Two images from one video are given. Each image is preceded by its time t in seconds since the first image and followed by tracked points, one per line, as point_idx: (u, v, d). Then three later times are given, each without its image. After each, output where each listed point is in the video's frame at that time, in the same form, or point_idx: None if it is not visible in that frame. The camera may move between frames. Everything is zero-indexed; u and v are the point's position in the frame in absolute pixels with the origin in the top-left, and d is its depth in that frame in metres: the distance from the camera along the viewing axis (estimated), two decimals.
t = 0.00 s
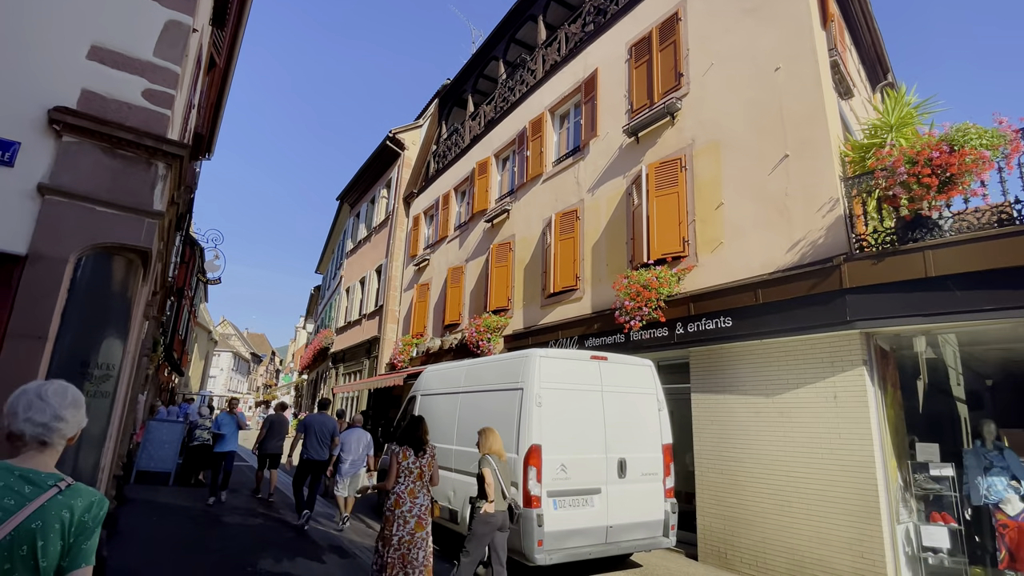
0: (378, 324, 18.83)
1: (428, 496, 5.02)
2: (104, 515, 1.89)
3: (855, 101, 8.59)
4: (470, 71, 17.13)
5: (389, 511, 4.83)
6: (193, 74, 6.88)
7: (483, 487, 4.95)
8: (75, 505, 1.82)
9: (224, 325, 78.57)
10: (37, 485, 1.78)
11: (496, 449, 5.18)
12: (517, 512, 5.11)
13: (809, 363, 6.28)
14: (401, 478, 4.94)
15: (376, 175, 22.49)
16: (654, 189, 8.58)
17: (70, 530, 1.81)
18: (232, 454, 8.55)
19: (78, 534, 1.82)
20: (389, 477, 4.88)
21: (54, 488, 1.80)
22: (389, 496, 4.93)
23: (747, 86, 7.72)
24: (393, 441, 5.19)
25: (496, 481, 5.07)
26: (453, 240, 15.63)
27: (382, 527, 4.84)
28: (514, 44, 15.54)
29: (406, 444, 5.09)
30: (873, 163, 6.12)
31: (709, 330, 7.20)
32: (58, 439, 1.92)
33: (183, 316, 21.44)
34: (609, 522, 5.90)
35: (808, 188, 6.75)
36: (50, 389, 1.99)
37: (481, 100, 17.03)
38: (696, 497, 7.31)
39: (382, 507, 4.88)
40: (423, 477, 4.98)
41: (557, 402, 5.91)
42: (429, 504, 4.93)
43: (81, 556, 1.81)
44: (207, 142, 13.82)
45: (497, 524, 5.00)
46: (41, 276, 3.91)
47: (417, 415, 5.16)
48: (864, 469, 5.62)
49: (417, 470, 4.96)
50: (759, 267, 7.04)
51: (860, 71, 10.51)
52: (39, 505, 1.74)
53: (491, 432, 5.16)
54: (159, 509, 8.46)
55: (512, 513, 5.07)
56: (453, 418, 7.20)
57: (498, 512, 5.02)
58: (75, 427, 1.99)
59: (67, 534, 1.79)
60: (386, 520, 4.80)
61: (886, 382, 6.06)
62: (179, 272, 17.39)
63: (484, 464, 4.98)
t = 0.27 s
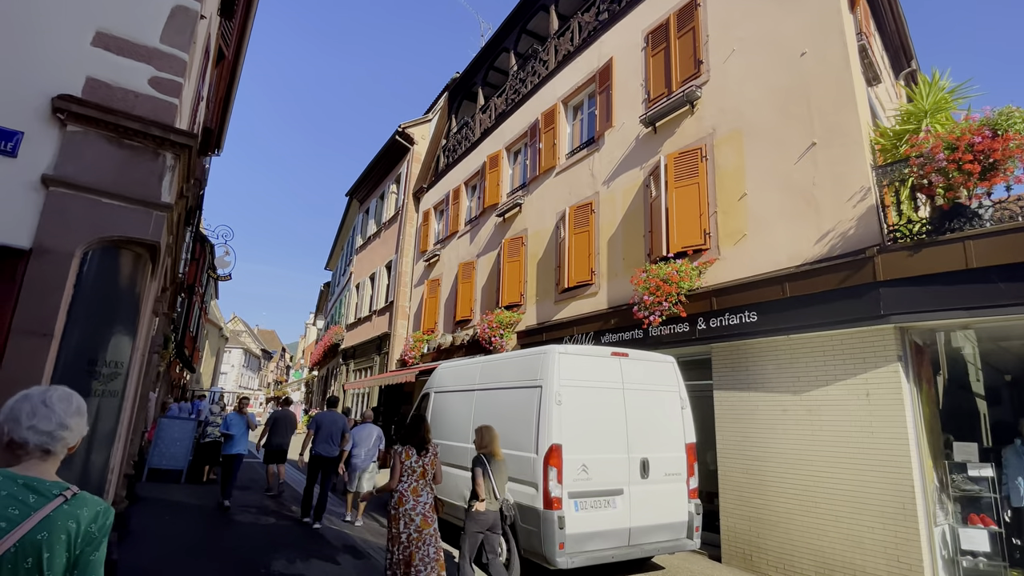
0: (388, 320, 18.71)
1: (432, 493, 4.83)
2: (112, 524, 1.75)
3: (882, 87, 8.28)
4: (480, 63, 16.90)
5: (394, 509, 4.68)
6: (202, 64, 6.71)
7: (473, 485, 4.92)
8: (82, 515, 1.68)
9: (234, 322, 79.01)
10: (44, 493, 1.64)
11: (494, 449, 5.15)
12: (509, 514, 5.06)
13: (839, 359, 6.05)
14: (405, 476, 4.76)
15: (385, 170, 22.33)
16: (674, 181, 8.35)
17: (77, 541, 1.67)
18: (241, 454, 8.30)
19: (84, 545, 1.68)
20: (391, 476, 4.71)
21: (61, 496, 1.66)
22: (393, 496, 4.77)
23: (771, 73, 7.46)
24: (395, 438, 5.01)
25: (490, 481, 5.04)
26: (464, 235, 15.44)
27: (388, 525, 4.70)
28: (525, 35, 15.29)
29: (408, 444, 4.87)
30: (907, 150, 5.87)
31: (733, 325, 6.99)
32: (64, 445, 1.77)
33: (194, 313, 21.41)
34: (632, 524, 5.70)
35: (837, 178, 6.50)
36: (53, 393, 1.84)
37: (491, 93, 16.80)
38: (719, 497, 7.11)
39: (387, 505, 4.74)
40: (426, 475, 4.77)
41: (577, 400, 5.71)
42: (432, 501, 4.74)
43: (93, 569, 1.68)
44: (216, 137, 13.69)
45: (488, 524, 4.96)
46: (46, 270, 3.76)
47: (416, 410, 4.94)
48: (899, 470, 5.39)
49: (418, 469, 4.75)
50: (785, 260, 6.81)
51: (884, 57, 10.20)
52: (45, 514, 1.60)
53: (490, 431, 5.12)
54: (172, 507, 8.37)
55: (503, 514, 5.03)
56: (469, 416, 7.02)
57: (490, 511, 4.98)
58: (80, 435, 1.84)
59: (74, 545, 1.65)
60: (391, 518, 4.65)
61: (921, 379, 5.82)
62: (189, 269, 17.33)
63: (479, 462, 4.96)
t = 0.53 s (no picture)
0: (405, 309, 18.62)
1: (440, 475, 5.02)
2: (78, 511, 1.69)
3: (919, 60, 7.89)
4: (495, 48, 16.60)
5: (403, 489, 4.86)
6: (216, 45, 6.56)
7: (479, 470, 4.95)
8: (45, 503, 1.63)
9: (253, 314, 79.89)
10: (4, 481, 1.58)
11: (499, 436, 5.05)
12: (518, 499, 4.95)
13: (880, 344, 5.75)
14: (413, 457, 4.95)
15: (400, 159, 22.16)
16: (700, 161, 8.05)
17: (41, 530, 1.63)
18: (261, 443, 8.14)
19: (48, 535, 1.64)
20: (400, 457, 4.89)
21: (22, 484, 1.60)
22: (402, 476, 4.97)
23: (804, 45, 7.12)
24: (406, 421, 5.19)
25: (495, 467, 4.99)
26: (480, 223, 15.21)
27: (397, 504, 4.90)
28: (542, 18, 14.94)
29: (417, 426, 5.07)
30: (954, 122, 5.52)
31: (765, 309, 6.72)
32: (28, 431, 1.69)
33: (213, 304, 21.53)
34: (661, 515, 5.49)
35: (876, 153, 6.16)
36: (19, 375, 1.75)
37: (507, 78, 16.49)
38: (750, 488, 6.86)
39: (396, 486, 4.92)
40: (434, 457, 4.96)
41: (603, 387, 5.48)
42: (440, 484, 4.93)
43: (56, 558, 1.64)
44: (232, 126, 13.59)
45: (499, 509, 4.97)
46: (57, 252, 3.64)
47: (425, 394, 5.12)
48: (947, 459, 5.10)
49: (428, 450, 4.93)
50: (820, 241, 6.50)
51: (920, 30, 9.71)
52: (4, 503, 1.54)
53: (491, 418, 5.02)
54: (193, 496, 8.34)
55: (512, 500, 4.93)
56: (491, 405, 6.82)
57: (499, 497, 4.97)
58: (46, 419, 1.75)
59: (35, 535, 1.61)
60: (400, 498, 4.84)
61: (969, 364, 5.50)
62: (207, 260, 17.37)
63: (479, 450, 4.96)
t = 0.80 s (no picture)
0: (422, 300, 18.43)
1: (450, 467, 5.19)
2: None
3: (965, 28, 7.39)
4: (511, 31, 16.19)
5: (413, 481, 5.02)
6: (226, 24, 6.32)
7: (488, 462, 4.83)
8: None
9: (272, 307, 80.74)
10: None
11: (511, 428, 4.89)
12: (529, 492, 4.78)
13: (931, 330, 5.36)
14: (424, 450, 5.11)
15: (416, 148, 21.89)
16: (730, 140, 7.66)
17: None
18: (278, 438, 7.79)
19: None
20: (412, 449, 5.05)
21: None
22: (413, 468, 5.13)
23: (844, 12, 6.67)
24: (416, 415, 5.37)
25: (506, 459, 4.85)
26: (497, 211, 14.89)
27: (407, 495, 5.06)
28: None
29: (427, 419, 5.20)
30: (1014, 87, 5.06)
31: (802, 295, 6.36)
32: None
33: (232, 296, 21.61)
34: (694, 512, 5.20)
35: (925, 125, 5.72)
36: None
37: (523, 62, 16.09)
38: (786, 482, 6.52)
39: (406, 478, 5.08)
40: (445, 450, 5.13)
41: (633, 377, 5.16)
42: (450, 475, 5.11)
43: None
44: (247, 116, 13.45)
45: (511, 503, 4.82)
46: (57, 236, 3.44)
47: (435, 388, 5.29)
48: (1009, 454, 4.71)
49: (439, 444, 5.10)
50: (863, 221, 6.10)
51: None
52: None
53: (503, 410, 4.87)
54: (212, 488, 8.26)
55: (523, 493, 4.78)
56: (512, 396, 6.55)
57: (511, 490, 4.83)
58: None
59: None
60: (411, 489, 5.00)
61: None
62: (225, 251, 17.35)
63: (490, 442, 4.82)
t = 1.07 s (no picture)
0: (444, 292, 18.25)
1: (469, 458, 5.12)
2: None
3: None
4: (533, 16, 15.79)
5: (431, 471, 5.02)
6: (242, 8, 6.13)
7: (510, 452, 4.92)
8: None
9: (297, 301, 81.83)
10: None
11: (532, 419, 5.00)
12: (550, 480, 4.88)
13: (996, 318, 4.93)
14: (442, 441, 5.07)
15: (436, 139, 21.65)
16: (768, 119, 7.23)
17: None
18: (303, 433, 7.33)
19: None
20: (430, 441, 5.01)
21: None
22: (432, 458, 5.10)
23: None
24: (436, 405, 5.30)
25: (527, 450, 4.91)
26: (520, 200, 14.54)
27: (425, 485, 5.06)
28: None
29: (445, 410, 5.15)
30: None
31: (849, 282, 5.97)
32: None
33: (257, 290, 21.75)
34: (736, 513, 4.89)
35: (988, 95, 5.24)
36: None
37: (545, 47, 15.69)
38: (832, 480, 6.14)
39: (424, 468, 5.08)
40: (463, 441, 5.08)
41: (670, 371, 4.83)
42: (469, 467, 5.05)
43: None
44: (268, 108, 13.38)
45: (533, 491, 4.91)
46: (67, 224, 3.26)
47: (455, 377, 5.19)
48: None
49: (456, 435, 5.02)
50: (916, 201, 5.66)
51: None
52: None
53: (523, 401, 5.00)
54: (237, 482, 8.20)
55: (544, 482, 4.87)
56: (540, 390, 6.28)
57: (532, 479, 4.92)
58: None
59: None
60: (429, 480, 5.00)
61: None
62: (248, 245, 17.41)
63: (511, 433, 4.94)
